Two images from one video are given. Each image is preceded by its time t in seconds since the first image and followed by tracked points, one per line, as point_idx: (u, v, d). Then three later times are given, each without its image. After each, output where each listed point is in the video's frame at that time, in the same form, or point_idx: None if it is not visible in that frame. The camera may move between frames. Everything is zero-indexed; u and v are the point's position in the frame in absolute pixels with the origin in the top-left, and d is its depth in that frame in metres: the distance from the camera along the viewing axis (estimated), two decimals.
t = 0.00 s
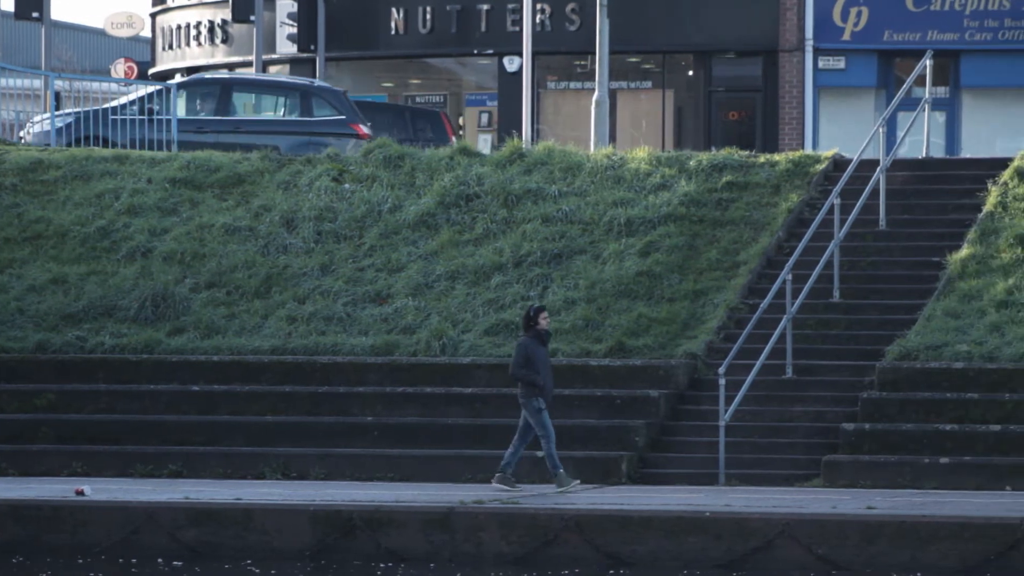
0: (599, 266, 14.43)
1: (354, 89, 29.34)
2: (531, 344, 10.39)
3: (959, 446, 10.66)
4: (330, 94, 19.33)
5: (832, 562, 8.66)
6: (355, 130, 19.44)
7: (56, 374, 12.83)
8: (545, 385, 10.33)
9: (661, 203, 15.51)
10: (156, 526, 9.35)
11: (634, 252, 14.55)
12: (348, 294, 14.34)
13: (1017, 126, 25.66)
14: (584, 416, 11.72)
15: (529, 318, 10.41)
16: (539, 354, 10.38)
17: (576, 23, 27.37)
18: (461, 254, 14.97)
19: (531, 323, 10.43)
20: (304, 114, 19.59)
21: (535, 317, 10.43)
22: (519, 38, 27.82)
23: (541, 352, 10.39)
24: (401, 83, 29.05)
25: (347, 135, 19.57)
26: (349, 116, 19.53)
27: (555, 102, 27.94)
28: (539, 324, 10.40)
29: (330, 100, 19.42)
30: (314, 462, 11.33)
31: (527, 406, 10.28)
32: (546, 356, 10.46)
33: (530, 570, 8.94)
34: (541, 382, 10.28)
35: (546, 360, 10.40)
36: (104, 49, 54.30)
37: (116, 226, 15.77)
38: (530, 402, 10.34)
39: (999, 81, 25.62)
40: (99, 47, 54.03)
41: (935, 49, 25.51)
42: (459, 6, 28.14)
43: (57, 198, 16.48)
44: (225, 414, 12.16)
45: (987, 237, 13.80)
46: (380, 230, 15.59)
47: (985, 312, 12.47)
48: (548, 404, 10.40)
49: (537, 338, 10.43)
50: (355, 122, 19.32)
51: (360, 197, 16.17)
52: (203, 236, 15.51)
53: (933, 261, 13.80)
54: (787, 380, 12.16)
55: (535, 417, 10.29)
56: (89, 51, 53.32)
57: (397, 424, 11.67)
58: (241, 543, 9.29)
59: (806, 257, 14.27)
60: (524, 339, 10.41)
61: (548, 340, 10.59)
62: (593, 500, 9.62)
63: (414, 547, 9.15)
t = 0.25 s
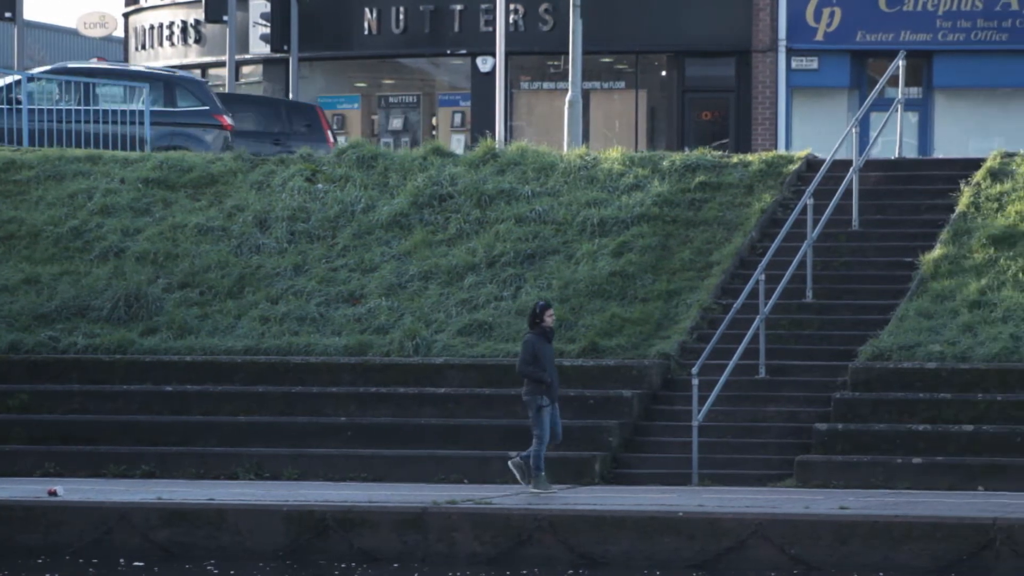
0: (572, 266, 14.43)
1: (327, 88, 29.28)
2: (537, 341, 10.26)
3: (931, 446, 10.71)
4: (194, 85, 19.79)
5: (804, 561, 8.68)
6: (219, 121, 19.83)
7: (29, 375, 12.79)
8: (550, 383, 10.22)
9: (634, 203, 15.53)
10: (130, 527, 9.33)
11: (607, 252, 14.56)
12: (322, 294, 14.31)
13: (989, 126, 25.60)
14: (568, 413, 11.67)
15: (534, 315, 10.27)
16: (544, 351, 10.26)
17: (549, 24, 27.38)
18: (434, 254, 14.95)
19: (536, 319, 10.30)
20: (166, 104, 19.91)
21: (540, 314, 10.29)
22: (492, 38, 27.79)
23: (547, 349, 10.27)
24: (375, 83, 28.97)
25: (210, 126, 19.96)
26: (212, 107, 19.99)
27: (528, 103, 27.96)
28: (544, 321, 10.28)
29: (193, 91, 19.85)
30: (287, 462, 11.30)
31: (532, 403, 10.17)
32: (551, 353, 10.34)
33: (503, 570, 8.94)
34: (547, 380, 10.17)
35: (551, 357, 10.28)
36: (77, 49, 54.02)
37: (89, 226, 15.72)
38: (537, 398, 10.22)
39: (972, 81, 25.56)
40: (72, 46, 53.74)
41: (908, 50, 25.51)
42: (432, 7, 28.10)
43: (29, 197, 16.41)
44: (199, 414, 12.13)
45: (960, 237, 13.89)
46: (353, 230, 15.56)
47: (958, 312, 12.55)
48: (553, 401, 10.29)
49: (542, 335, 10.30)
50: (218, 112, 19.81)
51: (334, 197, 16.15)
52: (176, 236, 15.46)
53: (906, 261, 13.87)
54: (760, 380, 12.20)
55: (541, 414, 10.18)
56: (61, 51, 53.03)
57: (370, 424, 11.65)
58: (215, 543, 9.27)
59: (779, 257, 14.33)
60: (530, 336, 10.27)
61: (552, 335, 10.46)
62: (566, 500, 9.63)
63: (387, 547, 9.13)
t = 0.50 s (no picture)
0: (546, 266, 14.44)
1: (301, 89, 29.23)
2: (544, 343, 10.28)
3: (905, 446, 10.76)
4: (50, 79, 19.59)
5: (778, 562, 8.69)
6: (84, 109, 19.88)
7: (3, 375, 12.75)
8: (555, 385, 10.23)
9: (608, 203, 15.54)
10: (102, 527, 9.29)
11: (581, 252, 14.57)
12: (296, 294, 14.27)
13: (962, 127, 25.70)
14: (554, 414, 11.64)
15: (542, 317, 10.31)
16: (551, 353, 10.28)
17: (523, 24, 27.35)
18: (408, 254, 14.93)
19: (543, 321, 10.33)
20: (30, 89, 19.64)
21: (547, 316, 10.33)
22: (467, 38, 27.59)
23: (553, 351, 10.29)
24: (349, 83, 28.98)
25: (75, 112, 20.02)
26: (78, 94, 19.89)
27: (502, 102, 27.97)
28: (551, 323, 10.31)
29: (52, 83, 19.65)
30: (261, 462, 11.27)
31: (534, 405, 10.19)
32: (557, 356, 10.36)
33: (476, 570, 8.93)
34: (552, 382, 10.19)
35: (557, 360, 10.30)
36: (51, 48, 53.74)
37: (62, 226, 15.69)
38: (540, 400, 10.23)
39: (944, 81, 25.64)
40: (45, 46, 53.39)
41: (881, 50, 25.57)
42: (406, 7, 27.97)
43: (2, 198, 16.36)
44: (172, 414, 12.10)
45: (934, 237, 13.97)
46: (327, 230, 15.52)
47: (931, 312, 12.61)
48: (557, 404, 10.30)
49: (549, 337, 10.32)
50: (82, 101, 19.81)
51: (308, 197, 16.11)
52: (150, 236, 15.42)
53: (880, 261, 13.93)
54: (734, 380, 12.24)
55: (544, 417, 10.19)
56: (35, 50, 52.74)
57: (345, 425, 11.62)
58: (188, 544, 9.24)
59: (753, 256, 14.36)
60: (536, 338, 10.30)
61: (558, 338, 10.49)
62: (541, 500, 9.63)
63: (361, 547, 9.12)
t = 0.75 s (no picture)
0: (520, 266, 14.43)
1: (275, 89, 29.15)
2: (551, 341, 10.34)
3: (879, 446, 10.80)
4: None
5: (752, 562, 8.69)
6: None
7: None
8: (564, 383, 10.30)
9: (582, 203, 15.55)
10: (75, 527, 9.25)
11: (555, 252, 14.58)
12: (269, 294, 14.23)
13: (935, 127, 25.81)
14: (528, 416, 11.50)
15: (549, 315, 10.36)
16: (559, 351, 10.34)
17: (496, 24, 27.34)
18: (382, 254, 14.91)
19: (550, 320, 10.39)
20: None
21: (554, 314, 10.38)
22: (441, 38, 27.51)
23: (561, 350, 10.35)
24: (322, 83, 28.90)
25: None
26: None
27: (476, 102, 27.97)
28: (558, 321, 10.37)
29: None
30: (235, 463, 11.24)
31: (544, 404, 10.26)
32: (564, 354, 10.43)
33: (450, 571, 8.92)
34: (561, 380, 10.25)
35: (566, 358, 10.36)
36: (25, 48, 53.44)
37: (36, 226, 15.68)
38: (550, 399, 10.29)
39: (918, 81, 25.74)
40: (19, 47, 53.09)
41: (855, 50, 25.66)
42: (380, 7, 27.88)
43: None
44: (146, 415, 12.06)
45: (907, 237, 14.05)
46: (301, 231, 15.48)
47: (904, 312, 12.68)
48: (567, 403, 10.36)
49: (557, 336, 10.38)
50: None
51: (281, 198, 16.07)
52: (123, 236, 15.38)
53: (853, 261, 13.99)
54: (708, 380, 12.27)
55: (554, 415, 10.25)
56: (9, 50, 52.44)
57: (319, 425, 11.59)
58: (161, 544, 9.20)
59: (727, 256, 14.40)
60: (544, 336, 10.35)
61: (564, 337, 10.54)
62: (515, 500, 9.62)
63: (335, 547, 9.10)
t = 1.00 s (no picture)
0: (494, 267, 14.43)
1: (249, 89, 29.07)
2: (555, 343, 10.24)
3: (852, 446, 10.85)
4: None
5: (725, 562, 8.69)
6: None
7: None
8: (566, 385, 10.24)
9: (555, 203, 15.57)
10: (48, 527, 9.21)
11: (529, 253, 14.58)
12: (243, 294, 14.18)
13: (908, 127, 25.91)
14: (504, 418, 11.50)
15: (554, 317, 10.24)
16: (562, 353, 10.26)
17: (470, 24, 27.33)
18: (355, 254, 14.88)
19: (555, 321, 10.27)
20: None
21: (559, 316, 10.25)
22: (414, 39, 27.46)
23: (564, 352, 10.26)
24: (296, 83, 28.83)
25: None
26: None
27: (450, 103, 27.96)
28: (563, 324, 10.25)
29: None
30: (208, 463, 11.20)
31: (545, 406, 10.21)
32: (568, 355, 10.35)
33: (424, 571, 8.90)
34: (563, 383, 10.18)
35: (569, 360, 10.29)
36: None
37: (9, 226, 15.62)
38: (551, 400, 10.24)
39: (891, 82, 25.81)
40: None
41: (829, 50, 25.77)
42: (353, 7, 27.79)
43: None
44: (119, 415, 12.02)
45: (880, 237, 14.12)
46: (275, 231, 15.43)
47: (878, 312, 12.74)
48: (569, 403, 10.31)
49: (561, 337, 10.28)
50: None
51: (255, 198, 16.02)
52: (96, 236, 15.32)
53: (827, 261, 14.04)
54: (682, 380, 12.30)
55: (555, 417, 10.21)
56: None
57: (293, 426, 11.56)
58: (135, 544, 9.17)
59: (701, 256, 14.43)
60: (548, 338, 10.26)
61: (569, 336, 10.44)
62: (489, 501, 9.63)
63: (308, 547, 9.07)
